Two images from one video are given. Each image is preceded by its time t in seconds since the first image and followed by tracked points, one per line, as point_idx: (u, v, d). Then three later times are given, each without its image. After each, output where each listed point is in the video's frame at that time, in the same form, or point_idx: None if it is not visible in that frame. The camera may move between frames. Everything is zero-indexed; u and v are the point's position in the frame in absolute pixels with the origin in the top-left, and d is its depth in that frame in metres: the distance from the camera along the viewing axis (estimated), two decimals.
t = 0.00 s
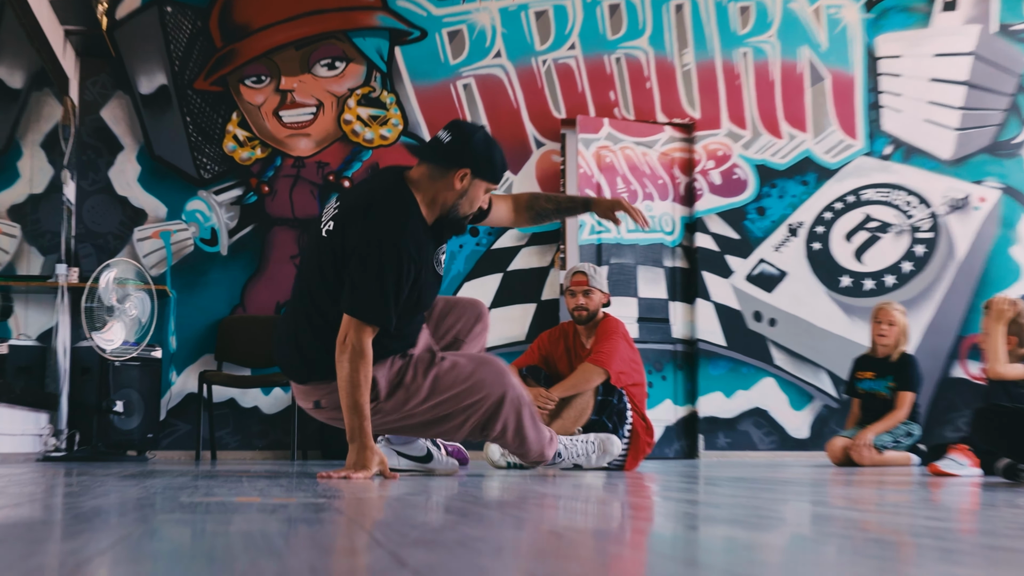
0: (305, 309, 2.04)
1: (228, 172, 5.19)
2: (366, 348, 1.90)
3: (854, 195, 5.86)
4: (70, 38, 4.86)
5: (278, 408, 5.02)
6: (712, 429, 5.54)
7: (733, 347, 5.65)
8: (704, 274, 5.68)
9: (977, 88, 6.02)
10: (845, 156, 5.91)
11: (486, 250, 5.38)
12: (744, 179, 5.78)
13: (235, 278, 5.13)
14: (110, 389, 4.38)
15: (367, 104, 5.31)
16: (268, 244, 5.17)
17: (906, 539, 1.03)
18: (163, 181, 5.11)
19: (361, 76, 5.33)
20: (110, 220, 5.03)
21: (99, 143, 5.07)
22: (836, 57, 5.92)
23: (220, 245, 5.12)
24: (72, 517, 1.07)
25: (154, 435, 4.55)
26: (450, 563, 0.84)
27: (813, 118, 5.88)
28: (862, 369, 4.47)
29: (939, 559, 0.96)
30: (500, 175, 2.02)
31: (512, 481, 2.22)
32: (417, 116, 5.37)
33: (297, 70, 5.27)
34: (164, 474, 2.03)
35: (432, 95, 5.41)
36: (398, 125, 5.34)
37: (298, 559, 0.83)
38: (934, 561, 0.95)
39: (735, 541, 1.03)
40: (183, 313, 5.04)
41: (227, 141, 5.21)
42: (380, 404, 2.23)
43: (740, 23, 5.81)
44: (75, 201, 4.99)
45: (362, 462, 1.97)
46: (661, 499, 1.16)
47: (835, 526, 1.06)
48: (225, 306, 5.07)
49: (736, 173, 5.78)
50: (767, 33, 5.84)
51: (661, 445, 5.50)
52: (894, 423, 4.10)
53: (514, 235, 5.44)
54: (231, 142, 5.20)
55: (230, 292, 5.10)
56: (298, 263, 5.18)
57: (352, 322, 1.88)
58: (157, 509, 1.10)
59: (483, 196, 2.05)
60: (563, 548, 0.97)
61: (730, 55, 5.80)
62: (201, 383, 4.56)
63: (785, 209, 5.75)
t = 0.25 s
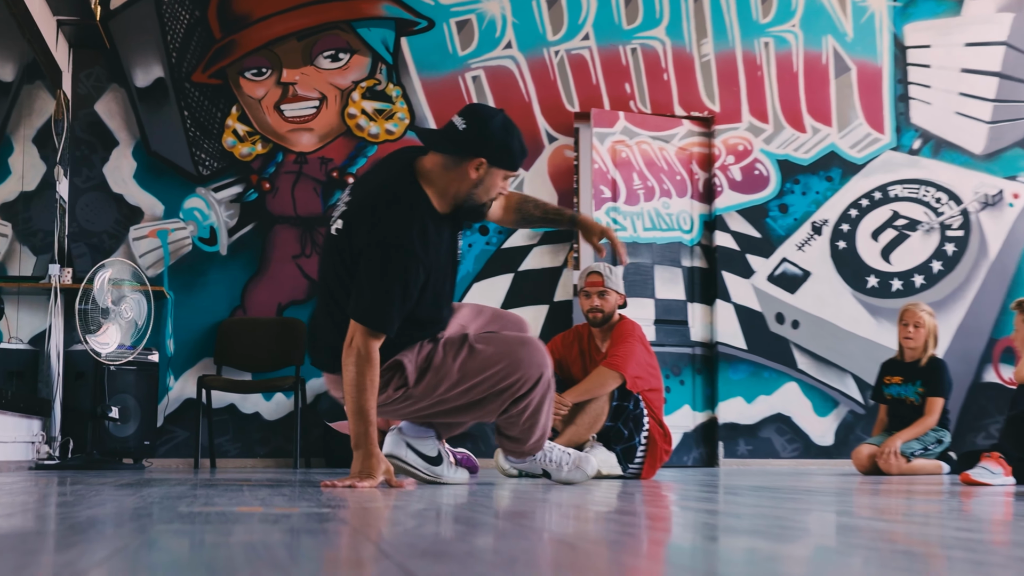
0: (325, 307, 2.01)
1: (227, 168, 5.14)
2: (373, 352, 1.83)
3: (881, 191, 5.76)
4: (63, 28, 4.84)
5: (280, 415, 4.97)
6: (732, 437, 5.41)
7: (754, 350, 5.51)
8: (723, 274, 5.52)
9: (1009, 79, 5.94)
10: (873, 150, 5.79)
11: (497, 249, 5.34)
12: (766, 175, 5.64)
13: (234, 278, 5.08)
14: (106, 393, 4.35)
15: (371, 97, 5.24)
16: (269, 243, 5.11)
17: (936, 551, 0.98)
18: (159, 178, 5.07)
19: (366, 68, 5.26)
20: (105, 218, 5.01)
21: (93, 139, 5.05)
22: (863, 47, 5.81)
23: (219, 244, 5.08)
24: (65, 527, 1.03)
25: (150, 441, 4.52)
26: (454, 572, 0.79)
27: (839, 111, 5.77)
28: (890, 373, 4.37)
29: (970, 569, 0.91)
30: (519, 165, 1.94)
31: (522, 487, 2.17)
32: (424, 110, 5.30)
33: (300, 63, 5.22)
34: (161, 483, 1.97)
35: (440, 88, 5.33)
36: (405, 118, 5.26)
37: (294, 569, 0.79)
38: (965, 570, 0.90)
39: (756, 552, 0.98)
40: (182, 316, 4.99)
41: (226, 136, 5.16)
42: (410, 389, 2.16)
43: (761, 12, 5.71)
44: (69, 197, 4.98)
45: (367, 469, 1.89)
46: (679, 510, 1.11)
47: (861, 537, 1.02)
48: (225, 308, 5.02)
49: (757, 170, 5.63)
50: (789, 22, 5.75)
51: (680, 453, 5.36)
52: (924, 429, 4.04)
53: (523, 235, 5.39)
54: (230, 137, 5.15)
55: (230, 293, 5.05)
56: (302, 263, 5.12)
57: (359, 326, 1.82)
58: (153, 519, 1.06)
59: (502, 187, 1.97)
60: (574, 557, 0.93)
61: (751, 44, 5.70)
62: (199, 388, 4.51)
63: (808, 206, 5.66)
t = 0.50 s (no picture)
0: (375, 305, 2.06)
1: (245, 171, 5.15)
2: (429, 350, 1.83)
3: (902, 192, 5.72)
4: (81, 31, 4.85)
5: (298, 416, 4.97)
6: (752, 439, 5.37)
7: (774, 353, 5.46)
8: (743, 275, 5.49)
9: None
10: (894, 151, 5.74)
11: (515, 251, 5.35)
12: (786, 176, 5.60)
13: (254, 281, 5.08)
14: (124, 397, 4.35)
15: (389, 99, 5.23)
16: (288, 247, 5.11)
17: (960, 555, 0.97)
18: (178, 180, 5.09)
19: (383, 70, 5.26)
20: (123, 221, 5.03)
21: (112, 142, 5.06)
22: (882, 48, 5.77)
23: (237, 247, 5.09)
24: (85, 530, 1.03)
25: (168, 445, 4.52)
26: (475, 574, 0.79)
27: (859, 112, 5.73)
28: (914, 376, 4.34)
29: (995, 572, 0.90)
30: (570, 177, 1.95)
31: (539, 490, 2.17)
32: (442, 111, 5.27)
33: (318, 64, 5.21)
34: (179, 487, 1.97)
35: (458, 90, 5.30)
36: (422, 120, 5.25)
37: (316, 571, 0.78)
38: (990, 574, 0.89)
39: (777, 555, 0.98)
40: (199, 319, 5.00)
41: (244, 138, 5.16)
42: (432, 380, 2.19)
43: (781, 13, 5.66)
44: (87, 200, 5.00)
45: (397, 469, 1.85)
46: (700, 514, 1.11)
47: (883, 541, 1.01)
48: (244, 310, 5.03)
49: (777, 171, 5.60)
50: (810, 22, 5.70)
51: (699, 457, 5.32)
52: (948, 434, 4.04)
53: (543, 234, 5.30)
54: (249, 140, 5.15)
55: (249, 295, 5.06)
56: (319, 266, 5.11)
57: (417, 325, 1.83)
58: (172, 522, 1.05)
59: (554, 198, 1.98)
60: (595, 559, 0.92)
61: (772, 45, 5.64)
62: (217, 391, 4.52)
63: (828, 207, 5.61)
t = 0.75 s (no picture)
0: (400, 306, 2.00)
1: (246, 167, 5.09)
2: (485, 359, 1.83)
3: (937, 188, 5.61)
4: (73, 19, 4.81)
5: (300, 426, 4.92)
6: (779, 449, 5.29)
7: (801, 357, 5.39)
8: (768, 276, 5.43)
9: None
10: (928, 145, 5.64)
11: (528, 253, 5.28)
12: (814, 172, 5.52)
13: (254, 281, 5.03)
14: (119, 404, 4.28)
15: (398, 91, 5.19)
16: (289, 244, 5.06)
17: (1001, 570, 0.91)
18: (175, 176, 5.04)
19: (391, 61, 5.21)
20: (117, 219, 4.96)
21: (105, 135, 5.01)
22: (917, 37, 5.67)
23: (237, 246, 5.04)
24: (79, 544, 0.98)
25: (165, 454, 4.43)
26: None
27: (891, 105, 5.63)
28: (951, 383, 4.29)
29: None
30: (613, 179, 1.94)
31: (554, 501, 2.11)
32: (452, 104, 5.21)
33: (322, 55, 5.18)
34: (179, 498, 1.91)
35: (469, 81, 5.25)
36: (431, 113, 5.19)
37: None
38: None
39: (806, 572, 0.92)
40: (197, 321, 4.94)
41: (245, 133, 5.12)
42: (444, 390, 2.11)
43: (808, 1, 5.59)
44: (81, 197, 4.95)
45: (477, 484, 1.83)
46: (724, 529, 1.06)
47: (917, 556, 0.95)
48: (243, 314, 4.97)
49: (805, 167, 5.52)
50: (839, 10, 5.62)
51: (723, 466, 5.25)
52: (985, 442, 3.99)
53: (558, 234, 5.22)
54: (249, 134, 5.10)
55: (247, 299, 5.00)
56: (323, 266, 5.05)
57: (469, 334, 1.81)
58: (170, 535, 1.00)
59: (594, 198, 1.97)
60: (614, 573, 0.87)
61: (798, 34, 5.57)
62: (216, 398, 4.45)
63: (859, 204, 5.51)
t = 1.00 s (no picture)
0: (414, 304, 1.99)
1: (246, 163, 5.05)
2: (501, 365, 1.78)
3: (967, 185, 5.62)
4: (66, 10, 4.76)
5: (302, 432, 4.89)
6: (801, 455, 5.24)
7: (823, 361, 5.34)
8: (789, 276, 5.38)
9: None
10: (956, 139, 5.64)
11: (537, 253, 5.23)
12: (837, 168, 5.48)
13: (255, 281, 4.99)
14: (115, 410, 4.23)
15: (404, 84, 5.14)
16: (290, 242, 5.02)
17: None
18: (173, 174, 5.00)
19: (397, 53, 5.17)
20: (113, 218, 4.93)
21: (100, 131, 4.97)
22: (943, 27, 5.66)
23: (237, 246, 4.99)
24: (73, 554, 0.94)
25: (160, 462, 4.40)
26: None
27: (918, 98, 5.61)
28: (980, 388, 4.27)
29: None
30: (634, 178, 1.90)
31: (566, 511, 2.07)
32: (460, 98, 5.17)
33: (325, 48, 5.13)
34: (178, 507, 1.87)
35: (479, 73, 5.21)
36: (439, 108, 5.15)
37: None
38: None
39: None
40: (195, 323, 4.90)
41: (245, 128, 5.07)
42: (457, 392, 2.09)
43: None
44: (75, 195, 4.91)
45: (487, 493, 1.79)
46: (744, 541, 1.02)
47: (946, 565, 0.91)
48: (244, 316, 4.93)
49: (827, 162, 5.48)
50: None
51: (743, 474, 5.19)
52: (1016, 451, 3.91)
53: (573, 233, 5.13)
54: (250, 130, 5.06)
55: (247, 302, 4.96)
56: (326, 266, 5.01)
57: (485, 337, 1.77)
58: (167, 545, 0.97)
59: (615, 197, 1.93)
60: None
61: (820, 24, 5.52)
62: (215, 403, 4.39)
63: (883, 202, 5.49)
